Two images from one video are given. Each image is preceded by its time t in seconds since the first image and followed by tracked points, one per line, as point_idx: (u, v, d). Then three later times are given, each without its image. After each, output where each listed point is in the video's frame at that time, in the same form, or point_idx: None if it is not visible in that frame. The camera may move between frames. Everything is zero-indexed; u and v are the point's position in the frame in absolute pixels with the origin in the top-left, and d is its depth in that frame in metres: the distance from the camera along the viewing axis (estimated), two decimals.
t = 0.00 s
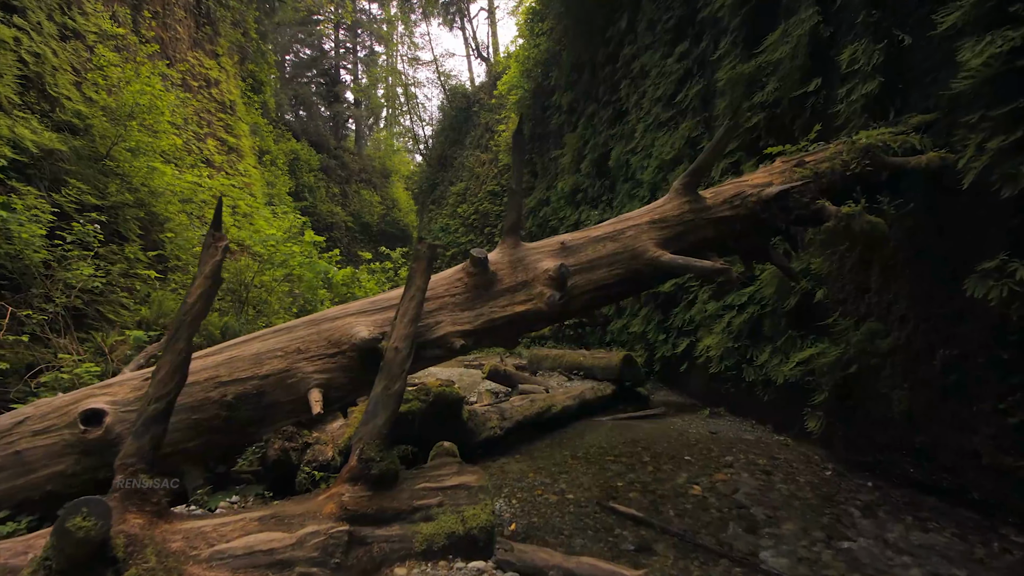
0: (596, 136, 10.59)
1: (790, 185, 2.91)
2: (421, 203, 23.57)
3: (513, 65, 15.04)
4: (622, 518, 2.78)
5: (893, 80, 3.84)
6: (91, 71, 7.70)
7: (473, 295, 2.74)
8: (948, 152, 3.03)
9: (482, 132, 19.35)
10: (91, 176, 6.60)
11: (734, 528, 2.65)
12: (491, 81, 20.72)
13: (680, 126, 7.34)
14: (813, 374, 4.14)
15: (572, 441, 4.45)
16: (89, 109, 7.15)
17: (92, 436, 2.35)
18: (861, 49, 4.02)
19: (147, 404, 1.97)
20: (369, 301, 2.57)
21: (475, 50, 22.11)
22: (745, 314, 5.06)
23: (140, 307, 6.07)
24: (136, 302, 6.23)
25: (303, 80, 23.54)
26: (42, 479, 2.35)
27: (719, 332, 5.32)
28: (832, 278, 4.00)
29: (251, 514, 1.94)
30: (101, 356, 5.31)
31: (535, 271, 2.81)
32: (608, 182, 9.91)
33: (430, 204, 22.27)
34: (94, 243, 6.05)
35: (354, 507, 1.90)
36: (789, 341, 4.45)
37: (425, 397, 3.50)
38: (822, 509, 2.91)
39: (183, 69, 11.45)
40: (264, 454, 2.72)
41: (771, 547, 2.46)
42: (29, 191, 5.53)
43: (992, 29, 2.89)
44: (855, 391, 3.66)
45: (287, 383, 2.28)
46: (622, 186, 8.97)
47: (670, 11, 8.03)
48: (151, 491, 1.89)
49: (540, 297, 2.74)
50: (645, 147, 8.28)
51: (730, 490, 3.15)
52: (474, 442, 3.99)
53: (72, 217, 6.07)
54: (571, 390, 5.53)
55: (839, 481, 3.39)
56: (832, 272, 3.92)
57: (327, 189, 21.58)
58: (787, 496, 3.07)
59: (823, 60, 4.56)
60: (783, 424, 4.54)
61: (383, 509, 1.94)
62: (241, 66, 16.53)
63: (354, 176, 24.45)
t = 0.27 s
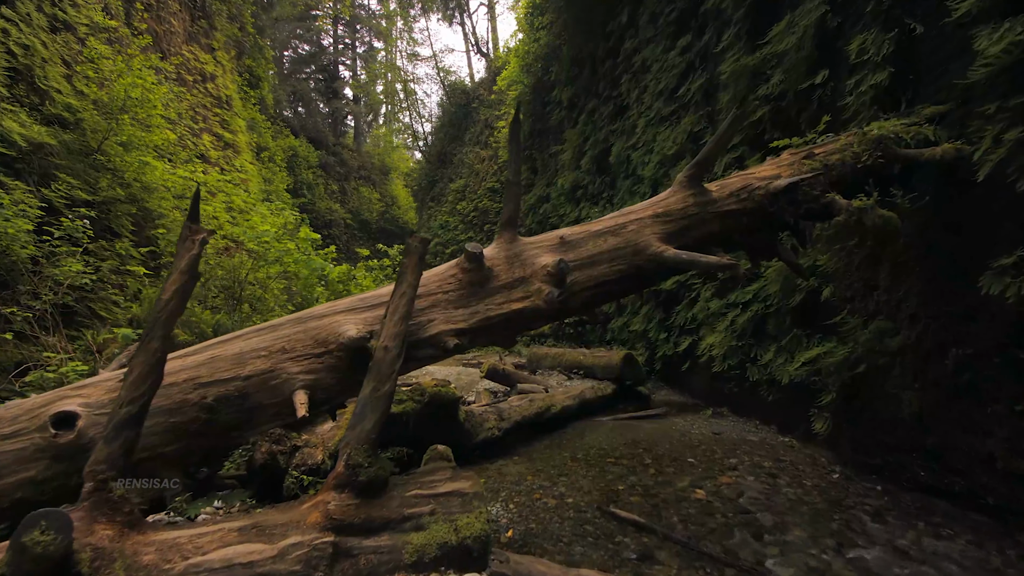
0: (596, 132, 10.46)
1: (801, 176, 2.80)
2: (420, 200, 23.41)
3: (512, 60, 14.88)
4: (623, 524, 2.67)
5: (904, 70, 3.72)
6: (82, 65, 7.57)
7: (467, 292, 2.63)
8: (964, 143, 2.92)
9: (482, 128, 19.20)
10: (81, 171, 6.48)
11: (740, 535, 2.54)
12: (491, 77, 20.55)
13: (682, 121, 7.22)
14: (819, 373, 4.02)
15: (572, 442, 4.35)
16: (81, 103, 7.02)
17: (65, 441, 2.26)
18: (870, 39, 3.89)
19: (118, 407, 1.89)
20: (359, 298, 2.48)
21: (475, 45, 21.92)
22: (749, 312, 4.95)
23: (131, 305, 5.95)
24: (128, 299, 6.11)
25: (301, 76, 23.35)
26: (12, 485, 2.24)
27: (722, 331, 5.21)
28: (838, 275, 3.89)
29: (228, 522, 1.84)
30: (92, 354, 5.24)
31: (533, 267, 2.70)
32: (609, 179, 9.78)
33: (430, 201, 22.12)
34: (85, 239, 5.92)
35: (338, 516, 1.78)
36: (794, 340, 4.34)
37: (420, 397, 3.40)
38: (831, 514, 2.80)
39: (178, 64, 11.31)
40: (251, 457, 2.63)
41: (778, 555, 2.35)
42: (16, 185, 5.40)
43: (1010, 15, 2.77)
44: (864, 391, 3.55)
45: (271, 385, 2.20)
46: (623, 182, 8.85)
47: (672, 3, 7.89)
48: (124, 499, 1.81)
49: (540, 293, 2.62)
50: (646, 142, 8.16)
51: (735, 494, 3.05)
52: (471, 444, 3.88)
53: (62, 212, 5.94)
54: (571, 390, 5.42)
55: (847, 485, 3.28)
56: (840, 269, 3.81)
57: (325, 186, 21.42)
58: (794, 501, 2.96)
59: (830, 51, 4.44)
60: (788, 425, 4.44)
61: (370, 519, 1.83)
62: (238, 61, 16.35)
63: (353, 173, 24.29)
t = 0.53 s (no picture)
0: (597, 127, 10.32)
1: (814, 167, 2.68)
2: (420, 197, 23.27)
3: (512, 55, 14.71)
4: (626, 531, 2.56)
5: (916, 60, 3.59)
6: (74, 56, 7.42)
7: (462, 289, 2.51)
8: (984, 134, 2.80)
9: (481, 124, 19.06)
10: (72, 164, 6.33)
11: (747, 543, 2.44)
12: (491, 73, 20.38)
13: (685, 115, 7.09)
14: (825, 373, 3.91)
15: (571, 443, 4.24)
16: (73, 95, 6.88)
17: (35, 446, 2.17)
18: (882, 27, 3.76)
19: (88, 410, 1.85)
20: (347, 294, 2.40)
21: (475, 40, 21.74)
22: (754, 310, 4.84)
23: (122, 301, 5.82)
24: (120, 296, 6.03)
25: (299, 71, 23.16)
26: None
27: (725, 329, 5.11)
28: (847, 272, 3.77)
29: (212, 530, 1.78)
30: (81, 353, 5.15)
31: (533, 262, 2.58)
32: (610, 174, 9.66)
33: (429, 197, 21.98)
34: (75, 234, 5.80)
35: (325, 526, 1.69)
36: (800, 338, 4.24)
37: (415, 398, 3.30)
38: (841, 520, 2.70)
39: (173, 56, 11.14)
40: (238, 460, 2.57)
41: (788, 565, 2.25)
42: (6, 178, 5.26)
43: None
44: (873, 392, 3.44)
45: (254, 387, 2.13)
46: (624, 177, 8.73)
47: None
48: (93, 511, 1.76)
49: (540, 289, 2.49)
50: (648, 137, 8.03)
51: (741, 499, 2.94)
52: (468, 444, 3.77)
53: (54, 206, 5.81)
54: (571, 388, 5.31)
55: (856, 489, 3.17)
56: (848, 265, 3.69)
57: (325, 182, 21.26)
58: (802, 506, 2.85)
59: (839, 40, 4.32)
60: (793, 426, 4.34)
61: (358, 529, 1.73)
62: (235, 55, 16.17)
63: (353, 169, 24.12)
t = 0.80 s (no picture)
0: (598, 121, 10.17)
1: (828, 157, 2.56)
2: (420, 192, 23.11)
3: (513, 49, 14.53)
4: (629, 538, 2.46)
5: (930, 49, 3.46)
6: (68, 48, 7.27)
7: (458, 287, 2.41)
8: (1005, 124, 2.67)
9: (481, 119, 18.89)
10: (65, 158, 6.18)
11: (756, 552, 2.34)
12: (491, 67, 20.20)
13: (688, 108, 6.95)
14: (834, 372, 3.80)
15: (572, 443, 4.14)
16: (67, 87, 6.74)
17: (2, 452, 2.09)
18: (895, 15, 3.62)
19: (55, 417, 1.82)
20: (334, 291, 2.35)
21: (475, 35, 21.54)
22: (759, 307, 4.73)
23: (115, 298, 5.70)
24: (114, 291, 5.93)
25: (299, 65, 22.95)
26: None
27: (730, 326, 5.01)
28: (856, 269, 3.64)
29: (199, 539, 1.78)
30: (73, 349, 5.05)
31: (532, 258, 2.47)
32: (611, 169, 9.52)
33: (429, 193, 21.84)
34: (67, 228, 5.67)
35: (307, 539, 1.62)
36: (807, 336, 4.13)
37: (411, 397, 3.21)
38: (853, 527, 2.59)
39: (169, 49, 10.99)
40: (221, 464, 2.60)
41: None
42: None
43: None
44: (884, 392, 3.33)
45: (236, 390, 2.09)
46: (625, 172, 8.59)
47: None
48: (61, 525, 1.79)
49: (540, 285, 2.38)
50: (650, 130, 7.90)
51: (748, 504, 2.84)
52: (466, 445, 3.67)
53: (47, 201, 5.67)
54: (572, 387, 5.21)
55: (866, 493, 3.07)
56: (858, 261, 3.56)
57: (325, 177, 21.10)
58: (812, 512, 2.75)
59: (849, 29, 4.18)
60: (798, 427, 4.25)
61: (344, 542, 1.66)
62: (234, 49, 15.98)
63: (353, 164, 23.95)
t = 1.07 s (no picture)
0: (600, 116, 10.03)
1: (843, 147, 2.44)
2: (421, 189, 22.96)
3: (514, 43, 14.38)
4: (632, 546, 2.35)
5: (945, 37, 3.30)
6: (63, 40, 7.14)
7: (453, 282, 2.30)
8: None
9: (483, 115, 18.74)
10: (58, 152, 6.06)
11: (766, 561, 2.23)
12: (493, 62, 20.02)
13: (692, 101, 6.81)
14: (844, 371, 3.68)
15: (573, 443, 4.05)
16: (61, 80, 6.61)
17: None
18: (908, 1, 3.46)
19: (18, 421, 1.79)
20: (318, 288, 2.36)
21: (477, 30, 21.36)
22: (765, 304, 4.62)
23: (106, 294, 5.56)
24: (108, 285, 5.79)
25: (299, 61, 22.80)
26: None
27: (735, 323, 4.91)
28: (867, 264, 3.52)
29: (193, 550, 1.77)
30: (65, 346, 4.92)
31: (531, 252, 2.37)
32: (614, 165, 9.39)
33: (430, 189, 21.69)
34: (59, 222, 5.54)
35: (290, 552, 1.56)
36: (816, 335, 4.01)
37: (406, 397, 3.12)
38: (866, 534, 2.49)
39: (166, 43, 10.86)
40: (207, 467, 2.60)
41: None
42: None
43: None
44: (896, 392, 3.21)
45: (216, 391, 2.10)
46: (628, 167, 8.46)
47: None
48: (21, 535, 1.77)
49: (539, 281, 2.27)
50: (654, 125, 7.76)
51: (756, 508, 2.73)
52: (464, 446, 3.56)
53: (39, 194, 5.54)
54: (573, 386, 5.10)
55: (878, 497, 2.96)
56: (869, 257, 3.44)
57: (326, 174, 20.97)
58: (823, 518, 2.64)
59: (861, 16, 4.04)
60: (806, 428, 4.14)
61: (327, 555, 1.59)
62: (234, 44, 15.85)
63: (354, 160, 23.83)
